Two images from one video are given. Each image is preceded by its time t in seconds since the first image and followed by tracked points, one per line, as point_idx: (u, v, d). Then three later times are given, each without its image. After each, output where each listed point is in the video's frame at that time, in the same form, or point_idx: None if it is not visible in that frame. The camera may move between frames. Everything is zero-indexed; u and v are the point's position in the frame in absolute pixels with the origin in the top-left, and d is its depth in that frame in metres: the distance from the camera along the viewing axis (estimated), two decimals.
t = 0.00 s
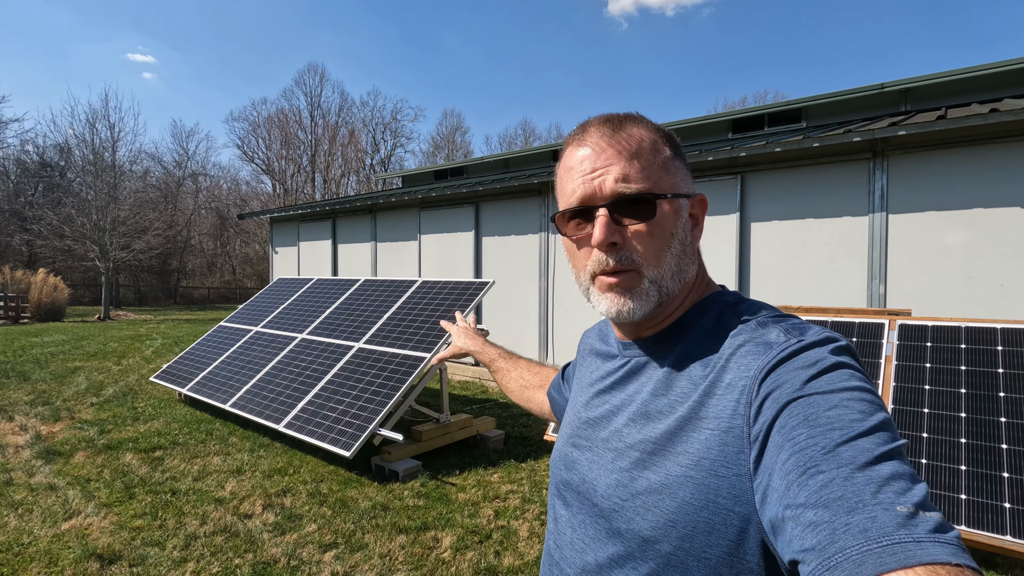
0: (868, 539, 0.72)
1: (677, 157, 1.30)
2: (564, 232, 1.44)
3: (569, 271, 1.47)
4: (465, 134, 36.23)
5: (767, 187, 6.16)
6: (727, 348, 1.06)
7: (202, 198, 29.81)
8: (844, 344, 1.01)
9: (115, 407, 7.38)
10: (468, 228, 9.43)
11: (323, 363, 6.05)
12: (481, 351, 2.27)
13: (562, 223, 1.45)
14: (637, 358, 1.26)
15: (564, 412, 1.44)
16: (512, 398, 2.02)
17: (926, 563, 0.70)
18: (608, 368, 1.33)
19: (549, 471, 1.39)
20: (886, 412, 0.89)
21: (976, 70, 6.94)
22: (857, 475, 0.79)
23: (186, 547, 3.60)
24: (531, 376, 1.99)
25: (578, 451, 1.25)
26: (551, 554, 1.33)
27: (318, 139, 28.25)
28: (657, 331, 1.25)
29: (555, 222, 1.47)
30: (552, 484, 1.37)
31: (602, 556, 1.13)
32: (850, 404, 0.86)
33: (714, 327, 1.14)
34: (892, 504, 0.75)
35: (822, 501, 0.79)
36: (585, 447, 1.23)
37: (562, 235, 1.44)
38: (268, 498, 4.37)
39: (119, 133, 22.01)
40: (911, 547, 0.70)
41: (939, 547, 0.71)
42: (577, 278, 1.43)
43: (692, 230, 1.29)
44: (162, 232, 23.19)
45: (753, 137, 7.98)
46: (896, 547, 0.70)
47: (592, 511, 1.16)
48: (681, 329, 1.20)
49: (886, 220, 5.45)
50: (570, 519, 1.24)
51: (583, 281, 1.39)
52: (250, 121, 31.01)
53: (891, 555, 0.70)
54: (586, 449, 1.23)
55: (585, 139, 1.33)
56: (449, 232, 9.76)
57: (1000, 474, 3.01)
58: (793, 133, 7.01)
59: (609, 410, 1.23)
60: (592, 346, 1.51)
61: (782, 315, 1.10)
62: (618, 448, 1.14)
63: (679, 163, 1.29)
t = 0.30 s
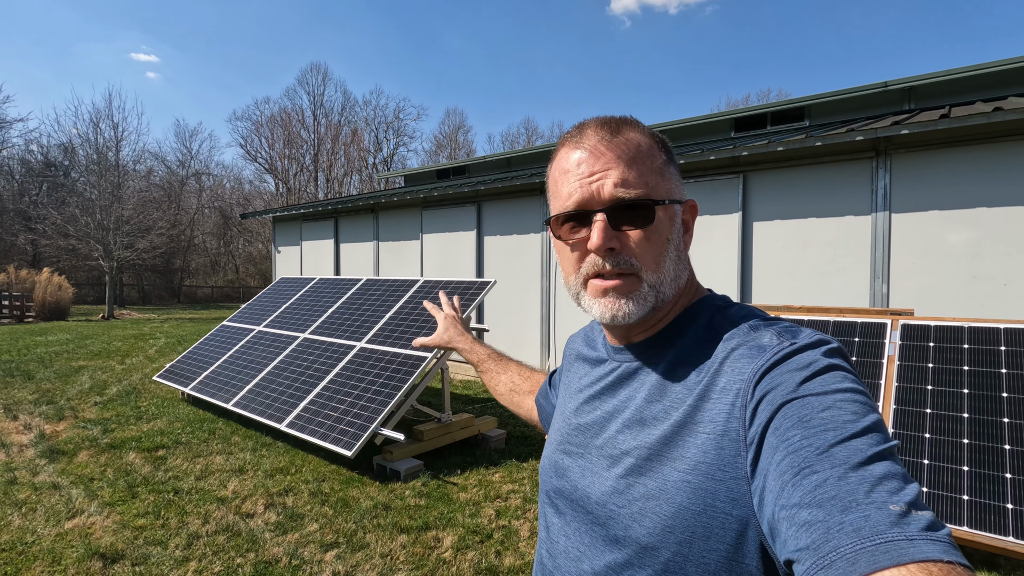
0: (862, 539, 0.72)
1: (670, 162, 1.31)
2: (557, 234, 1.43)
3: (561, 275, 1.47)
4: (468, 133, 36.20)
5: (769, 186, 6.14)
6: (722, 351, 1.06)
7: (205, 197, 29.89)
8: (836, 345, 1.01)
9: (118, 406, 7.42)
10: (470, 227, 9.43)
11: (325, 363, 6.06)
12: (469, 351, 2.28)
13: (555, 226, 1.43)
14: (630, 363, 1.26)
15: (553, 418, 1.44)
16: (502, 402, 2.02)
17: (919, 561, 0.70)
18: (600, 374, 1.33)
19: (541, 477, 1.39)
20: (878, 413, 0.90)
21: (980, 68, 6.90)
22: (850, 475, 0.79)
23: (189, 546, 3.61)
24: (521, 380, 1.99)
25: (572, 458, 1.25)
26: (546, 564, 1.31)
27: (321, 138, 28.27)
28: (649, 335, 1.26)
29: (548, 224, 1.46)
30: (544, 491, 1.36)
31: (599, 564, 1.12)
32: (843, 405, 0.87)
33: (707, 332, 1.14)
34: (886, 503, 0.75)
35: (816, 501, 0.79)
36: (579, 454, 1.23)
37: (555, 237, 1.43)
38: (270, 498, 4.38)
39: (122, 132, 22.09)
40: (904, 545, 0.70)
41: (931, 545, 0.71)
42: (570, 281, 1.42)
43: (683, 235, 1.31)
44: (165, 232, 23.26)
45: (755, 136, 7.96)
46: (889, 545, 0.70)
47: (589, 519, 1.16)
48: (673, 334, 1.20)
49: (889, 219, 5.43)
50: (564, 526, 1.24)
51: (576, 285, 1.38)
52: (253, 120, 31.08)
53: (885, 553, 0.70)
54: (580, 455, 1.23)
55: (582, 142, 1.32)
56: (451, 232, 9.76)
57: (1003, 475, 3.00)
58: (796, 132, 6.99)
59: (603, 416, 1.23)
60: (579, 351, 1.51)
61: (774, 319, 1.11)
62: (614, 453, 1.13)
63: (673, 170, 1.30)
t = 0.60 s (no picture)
0: (863, 534, 0.71)
1: (660, 162, 1.33)
2: (547, 233, 1.43)
3: (551, 275, 1.46)
4: (470, 133, 36.19)
5: (771, 186, 6.12)
6: (718, 351, 1.06)
7: (208, 197, 29.97)
8: (830, 343, 1.01)
9: (121, 406, 7.44)
10: (472, 227, 9.43)
11: (326, 363, 6.07)
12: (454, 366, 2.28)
13: (545, 225, 1.43)
14: (623, 364, 1.25)
15: (544, 422, 1.43)
16: (487, 415, 2.01)
17: (919, 556, 0.70)
18: (592, 376, 1.32)
19: (533, 481, 1.37)
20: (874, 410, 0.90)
21: (984, 66, 6.86)
22: (849, 471, 0.79)
23: (189, 546, 3.61)
24: (505, 392, 2.00)
25: (567, 462, 1.23)
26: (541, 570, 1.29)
27: (324, 138, 28.31)
28: (641, 336, 1.25)
29: (538, 223, 1.46)
30: (537, 496, 1.34)
31: (597, 568, 1.10)
32: (841, 402, 0.86)
33: (701, 331, 1.14)
34: (884, 498, 0.75)
35: (815, 497, 0.78)
36: (574, 457, 1.22)
37: (545, 236, 1.42)
38: (271, 497, 4.39)
39: (126, 133, 22.15)
40: (903, 540, 0.70)
41: (931, 540, 0.71)
42: (560, 281, 1.42)
43: (673, 235, 1.32)
44: (169, 232, 23.33)
45: (758, 135, 7.92)
46: (889, 540, 0.70)
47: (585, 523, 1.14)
48: (667, 333, 1.20)
49: (892, 218, 5.40)
50: (558, 530, 1.22)
51: (566, 285, 1.38)
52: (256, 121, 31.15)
53: (885, 548, 0.70)
54: (575, 458, 1.22)
55: (572, 140, 1.32)
56: (453, 231, 9.76)
57: (1006, 475, 2.99)
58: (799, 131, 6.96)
59: (596, 418, 1.22)
60: (567, 354, 1.51)
61: (768, 318, 1.11)
62: (611, 454, 1.12)
63: (663, 169, 1.32)
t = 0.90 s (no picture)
0: (861, 532, 0.70)
1: (653, 160, 1.33)
2: (541, 229, 1.42)
3: (544, 273, 1.45)
4: (472, 133, 36.18)
5: (773, 186, 6.09)
6: (712, 351, 1.05)
7: (211, 198, 30.04)
8: (823, 341, 1.01)
9: (123, 406, 7.45)
10: (473, 227, 9.42)
11: (327, 363, 6.07)
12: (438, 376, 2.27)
13: (539, 220, 1.42)
14: (615, 365, 1.24)
15: (533, 427, 1.41)
16: (472, 427, 2.00)
17: (918, 554, 0.69)
18: (583, 378, 1.31)
19: (522, 487, 1.35)
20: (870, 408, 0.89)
21: (988, 65, 6.82)
22: (846, 469, 0.77)
23: (189, 546, 3.62)
24: (491, 403, 1.99)
25: (560, 466, 1.22)
26: None
27: (326, 139, 28.35)
28: (634, 335, 1.25)
29: (532, 219, 1.45)
30: (527, 502, 1.32)
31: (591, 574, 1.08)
32: (836, 400, 0.86)
33: (693, 331, 1.14)
34: (882, 496, 0.74)
35: (813, 495, 0.77)
36: (568, 459, 1.20)
37: (538, 232, 1.42)
38: (271, 498, 4.39)
39: (130, 134, 22.23)
40: (902, 538, 0.69)
41: (929, 537, 0.70)
42: (553, 278, 1.40)
43: (666, 234, 1.32)
44: (172, 232, 23.41)
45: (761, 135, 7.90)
46: (887, 538, 0.69)
47: (579, 527, 1.12)
48: (659, 333, 1.20)
49: (895, 218, 5.37)
50: (550, 536, 1.20)
51: (560, 281, 1.36)
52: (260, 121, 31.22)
53: (884, 547, 0.69)
54: (569, 461, 1.20)
55: (567, 136, 1.33)
56: (454, 232, 9.75)
57: (1009, 477, 2.96)
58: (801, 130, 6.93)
59: (589, 420, 1.21)
60: (555, 359, 1.50)
61: (762, 317, 1.11)
62: (606, 457, 1.11)
63: (656, 168, 1.32)
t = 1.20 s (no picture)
0: (856, 527, 0.70)
1: (643, 159, 1.33)
2: (532, 228, 1.42)
3: (537, 272, 1.45)
4: (474, 133, 36.19)
5: (775, 185, 6.08)
6: (706, 349, 1.05)
7: (214, 198, 30.11)
8: (816, 338, 1.01)
9: (126, 405, 7.48)
10: (474, 227, 9.42)
11: (328, 362, 6.07)
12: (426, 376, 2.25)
13: (531, 220, 1.42)
14: (609, 364, 1.24)
15: (527, 427, 1.41)
16: (462, 430, 2.00)
17: (912, 547, 0.69)
18: (578, 378, 1.31)
19: (517, 487, 1.34)
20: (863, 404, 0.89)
21: (991, 64, 6.79)
22: (841, 465, 0.77)
23: (190, 545, 3.63)
24: (481, 406, 1.99)
25: (556, 464, 1.22)
26: None
27: (328, 139, 28.39)
28: (626, 334, 1.25)
29: (523, 219, 1.45)
30: (522, 502, 1.32)
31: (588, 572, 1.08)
32: (830, 396, 0.86)
33: (687, 329, 1.14)
34: (876, 491, 0.74)
35: (808, 491, 0.77)
36: (564, 458, 1.20)
37: (530, 232, 1.42)
38: (272, 497, 4.39)
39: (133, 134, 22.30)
40: (896, 532, 0.69)
41: (922, 531, 0.70)
42: (545, 277, 1.40)
43: (657, 233, 1.32)
44: (175, 232, 23.46)
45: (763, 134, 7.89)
46: (882, 532, 0.69)
47: (575, 526, 1.12)
48: (652, 331, 1.20)
49: (897, 217, 5.36)
50: (546, 535, 1.20)
51: (551, 280, 1.37)
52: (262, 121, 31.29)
53: (878, 541, 0.69)
54: (565, 459, 1.20)
55: (557, 136, 1.33)
56: (456, 231, 9.76)
57: (1010, 477, 2.96)
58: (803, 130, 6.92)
59: (584, 419, 1.20)
60: (549, 359, 1.50)
61: (754, 315, 1.11)
62: (602, 455, 1.11)
63: (647, 167, 1.32)
